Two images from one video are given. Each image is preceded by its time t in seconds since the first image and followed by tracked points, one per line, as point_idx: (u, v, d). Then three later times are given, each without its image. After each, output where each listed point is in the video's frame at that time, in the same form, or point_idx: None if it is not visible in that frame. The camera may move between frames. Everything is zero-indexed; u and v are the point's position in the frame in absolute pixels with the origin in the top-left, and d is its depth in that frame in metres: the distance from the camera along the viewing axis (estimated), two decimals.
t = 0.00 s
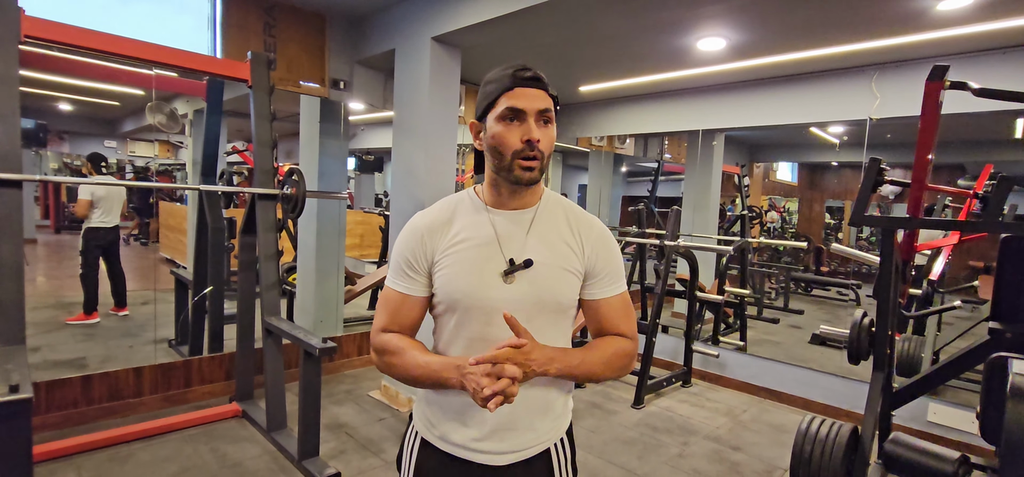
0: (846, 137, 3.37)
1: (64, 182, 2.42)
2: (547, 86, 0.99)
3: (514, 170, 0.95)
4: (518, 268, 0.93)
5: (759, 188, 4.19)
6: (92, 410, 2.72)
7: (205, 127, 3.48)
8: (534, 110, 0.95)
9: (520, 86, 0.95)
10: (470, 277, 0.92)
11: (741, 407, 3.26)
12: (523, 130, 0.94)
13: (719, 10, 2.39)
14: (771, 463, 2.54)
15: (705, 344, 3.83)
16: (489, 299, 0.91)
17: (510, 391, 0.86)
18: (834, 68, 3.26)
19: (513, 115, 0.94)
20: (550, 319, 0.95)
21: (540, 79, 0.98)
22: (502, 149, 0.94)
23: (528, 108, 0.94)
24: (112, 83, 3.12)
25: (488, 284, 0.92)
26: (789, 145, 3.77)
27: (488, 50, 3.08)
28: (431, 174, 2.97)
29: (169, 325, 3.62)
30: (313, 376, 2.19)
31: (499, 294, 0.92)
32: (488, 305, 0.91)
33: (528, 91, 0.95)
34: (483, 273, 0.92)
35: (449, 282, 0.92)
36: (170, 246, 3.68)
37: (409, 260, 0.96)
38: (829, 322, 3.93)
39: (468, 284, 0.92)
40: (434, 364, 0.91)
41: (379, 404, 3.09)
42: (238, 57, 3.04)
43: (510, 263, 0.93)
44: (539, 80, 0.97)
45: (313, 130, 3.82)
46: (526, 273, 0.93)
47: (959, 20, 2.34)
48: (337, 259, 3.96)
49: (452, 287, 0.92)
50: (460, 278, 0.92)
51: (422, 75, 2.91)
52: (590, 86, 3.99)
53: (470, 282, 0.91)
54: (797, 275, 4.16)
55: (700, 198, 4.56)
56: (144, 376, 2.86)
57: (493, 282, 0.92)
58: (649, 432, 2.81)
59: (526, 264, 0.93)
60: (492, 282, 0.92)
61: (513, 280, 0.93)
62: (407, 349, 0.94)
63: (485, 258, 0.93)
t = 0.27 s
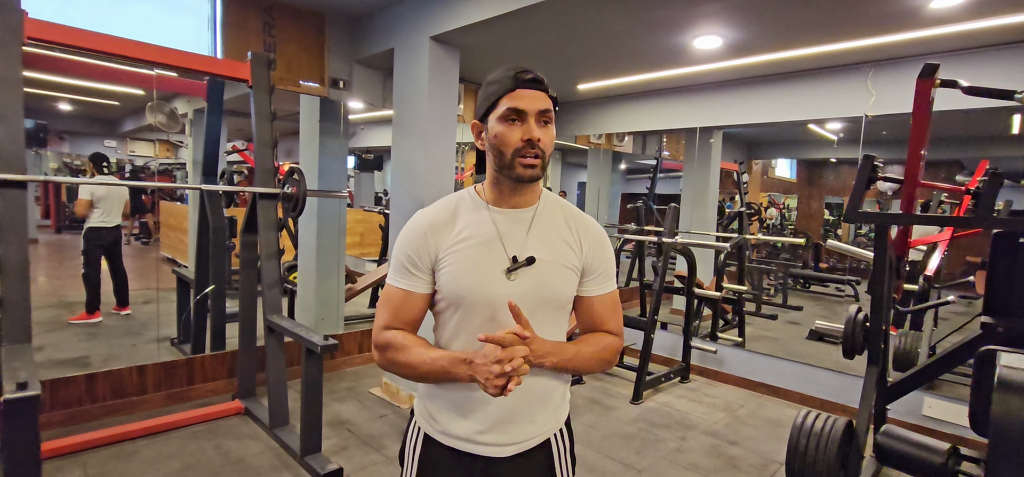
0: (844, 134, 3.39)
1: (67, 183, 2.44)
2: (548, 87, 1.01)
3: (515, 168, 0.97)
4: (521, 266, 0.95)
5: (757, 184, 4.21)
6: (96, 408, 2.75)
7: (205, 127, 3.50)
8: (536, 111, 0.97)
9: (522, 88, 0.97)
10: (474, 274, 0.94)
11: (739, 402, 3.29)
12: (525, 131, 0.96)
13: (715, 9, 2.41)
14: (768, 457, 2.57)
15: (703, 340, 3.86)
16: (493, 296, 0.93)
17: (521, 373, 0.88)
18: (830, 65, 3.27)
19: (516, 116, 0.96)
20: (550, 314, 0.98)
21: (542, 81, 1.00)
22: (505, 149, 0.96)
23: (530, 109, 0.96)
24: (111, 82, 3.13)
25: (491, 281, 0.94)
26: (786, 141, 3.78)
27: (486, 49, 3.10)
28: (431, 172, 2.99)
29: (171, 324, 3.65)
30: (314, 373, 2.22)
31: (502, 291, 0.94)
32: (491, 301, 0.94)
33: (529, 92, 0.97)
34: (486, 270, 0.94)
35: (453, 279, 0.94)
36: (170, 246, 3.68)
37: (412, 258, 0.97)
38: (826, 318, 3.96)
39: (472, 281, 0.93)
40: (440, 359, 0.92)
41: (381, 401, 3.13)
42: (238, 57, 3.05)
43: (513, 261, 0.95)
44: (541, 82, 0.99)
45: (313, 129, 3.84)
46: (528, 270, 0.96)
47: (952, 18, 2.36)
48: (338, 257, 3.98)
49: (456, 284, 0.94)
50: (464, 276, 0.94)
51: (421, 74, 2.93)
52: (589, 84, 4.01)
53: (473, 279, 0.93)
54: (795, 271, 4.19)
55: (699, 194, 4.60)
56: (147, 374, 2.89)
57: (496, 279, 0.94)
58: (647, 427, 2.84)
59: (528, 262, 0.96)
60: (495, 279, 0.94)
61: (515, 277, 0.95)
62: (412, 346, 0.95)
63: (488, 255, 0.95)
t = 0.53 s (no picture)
0: (841, 131, 3.41)
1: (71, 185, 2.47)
2: (534, 91, 1.04)
3: (504, 170, 0.99)
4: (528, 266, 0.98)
5: (756, 182, 4.24)
6: (103, 407, 2.79)
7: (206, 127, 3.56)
8: (521, 114, 1.00)
9: (507, 94, 1.01)
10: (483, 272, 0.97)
11: (737, 398, 3.33)
12: (510, 133, 0.98)
13: (712, 9, 2.44)
14: (765, 452, 2.61)
15: (701, 337, 3.90)
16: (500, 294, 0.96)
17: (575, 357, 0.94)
18: (825, 63, 3.30)
19: (502, 121, 1.00)
20: (554, 313, 1.01)
21: (528, 85, 1.04)
22: (494, 154, 1.00)
23: (514, 112, 1.00)
24: (111, 83, 3.16)
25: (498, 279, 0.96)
26: (785, 139, 3.81)
27: (485, 50, 3.12)
28: (431, 172, 3.02)
29: (174, 323, 3.69)
30: (318, 371, 2.26)
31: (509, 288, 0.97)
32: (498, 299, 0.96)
33: (514, 97, 1.01)
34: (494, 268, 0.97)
35: (463, 276, 0.97)
36: (172, 245, 3.69)
37: (422, 251, 0.98)
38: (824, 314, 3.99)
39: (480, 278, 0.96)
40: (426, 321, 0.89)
41: (383, 398, 3.17)
42: (240, 59, 3.08)
43: (520, 261, 0.98)
44: (528, 88, 1.03)
45: (314, 129, 3.88)
46: (534, 269, 0.98)
47: (945, 17, 2.39)
48: (339, 256, 4.01)
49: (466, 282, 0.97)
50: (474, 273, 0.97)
51: (421, 75, 2.96)
52: (587, 84, 4.04)
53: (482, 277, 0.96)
54: (793, 268, 4.22)
55: (697, 192, 4.63)
56: (152, 373, 2.93)
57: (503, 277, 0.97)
58: (646, 423, 2.87)
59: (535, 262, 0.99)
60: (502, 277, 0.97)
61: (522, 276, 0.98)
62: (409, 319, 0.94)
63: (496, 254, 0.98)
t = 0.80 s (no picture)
0: (839, 128, 3.43)
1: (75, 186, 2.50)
2: (549, 98, 1.07)
3: (523, 174, 1.02)
4: (542, 266, 1.01)
5: (755, 179, 4.27)
6: (107, 405, 2.82)
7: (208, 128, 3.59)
8: (536, 119, 1.02)
9: (524, 100, 1.04)
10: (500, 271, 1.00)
11: (735, 394, 3.36)
12: (527, 137, 1.01)
13: (709, 10, 2.46)
14: (762, 447, 2.64)
15: (700, 334, 3.92)
16: (516, 293, 0.99)
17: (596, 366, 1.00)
18: (822, 62, 3.33)
19: (518, 126, 1.03)
20: (566, 313, 1.04)
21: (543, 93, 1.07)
22: (511, 158, 1.03)
23: (530, 117, 1.02)
24: (112, 83, 3.19)
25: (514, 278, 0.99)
26: (783, 137, 3.83)
27: (484, 50, 3.15)
28: (431, 172, 3.04)
29: (178, 322, 3.71)
30: (321, 369, 2.29)
31: (525, 287, 0.99)
32: (514, 298, 0.99)
33: (531, 104, 1.04)
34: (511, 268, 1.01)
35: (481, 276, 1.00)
36: (173, 245, 3.65)
37: (442, 249, 1.02)
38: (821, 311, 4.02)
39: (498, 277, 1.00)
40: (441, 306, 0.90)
41: (384, 396, 3.20)
42: (241, 60, 3.11)
43: (535, 261, 1.01)
44: (542, 94, 1.06)
45: (315, 129, 3.90)
46: (550, 270, 1.02)
47: (938, 17, 2.42)
48: (340, 255, 4.04)
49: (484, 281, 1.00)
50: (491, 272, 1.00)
51: (421, 75, 2.98)
52: (586, 83, 4.06)
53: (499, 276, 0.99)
54: (791, 265, 4.25)
55: (696, 189, 4.67)
56: (156, 372, 2.96)
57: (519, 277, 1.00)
58: (645, 419, 2.91)
59: (549, 263, 1.02)
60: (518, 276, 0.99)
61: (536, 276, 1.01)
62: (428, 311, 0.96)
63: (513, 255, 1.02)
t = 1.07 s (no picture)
0: (837, 126, 3.45)
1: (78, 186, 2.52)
2: (572, 105, 1.10)
3: (548, 180, 1.04)
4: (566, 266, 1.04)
5: (754, 177, 4.30)
6: (111, 404, 2.85)
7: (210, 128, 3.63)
8: (560, 127, 1.05)
9: (548, 108, 1.06)
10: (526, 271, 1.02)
11: (734, 391, 3.39)
12: (552, 145, 1.04)
13: (707, 10, 2.48)
14: (761, 443, 2.66)
15: (699, 331, 3.95)
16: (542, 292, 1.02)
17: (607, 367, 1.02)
18: (819, 61, 3.34)
19: (543, 134, 1.05)
20: (587, 313, 1.08)
21: (566, 100, 1.10)
22: (536, 165, 1.05)
23: (555, 126, 1.05)
24: (112, 83, 3.19)
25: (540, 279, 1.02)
26: (781, 135, 3.85)
27: (484, 50, 3.16)
28: (432, 171, 3.06)
29: (180, 321, 3.72)
30: (323, 367, 2.31)
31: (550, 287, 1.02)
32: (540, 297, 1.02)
33: (555, 112, 1.06)
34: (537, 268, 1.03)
35: (508, 275, 1.02)
36: (175, 245, 3.65)
37: (469, 244, 1.02)
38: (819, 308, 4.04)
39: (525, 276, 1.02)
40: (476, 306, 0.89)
41: (386, 394, 3.22)
42: (242, 60, 3.12)
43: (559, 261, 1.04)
44: (566, 103, 1.08)
45: (315, 129, 3.92)
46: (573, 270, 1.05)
47: (934, 17, 2.44)
48: (341, 254, 4.06)
49: (510, 281, 1.02)
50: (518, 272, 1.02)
51: (421, 75, 3.00)
52: (585, 82, 4.07)
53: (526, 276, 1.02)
54: (790, 262, 4.27)
55: (695, 188, 4.62)
56: (160, 371, 2.99)
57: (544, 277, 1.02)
58: (644, 416, 2.93)
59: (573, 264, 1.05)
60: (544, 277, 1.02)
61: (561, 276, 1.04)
62: (457, 305, 0.94)
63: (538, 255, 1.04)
